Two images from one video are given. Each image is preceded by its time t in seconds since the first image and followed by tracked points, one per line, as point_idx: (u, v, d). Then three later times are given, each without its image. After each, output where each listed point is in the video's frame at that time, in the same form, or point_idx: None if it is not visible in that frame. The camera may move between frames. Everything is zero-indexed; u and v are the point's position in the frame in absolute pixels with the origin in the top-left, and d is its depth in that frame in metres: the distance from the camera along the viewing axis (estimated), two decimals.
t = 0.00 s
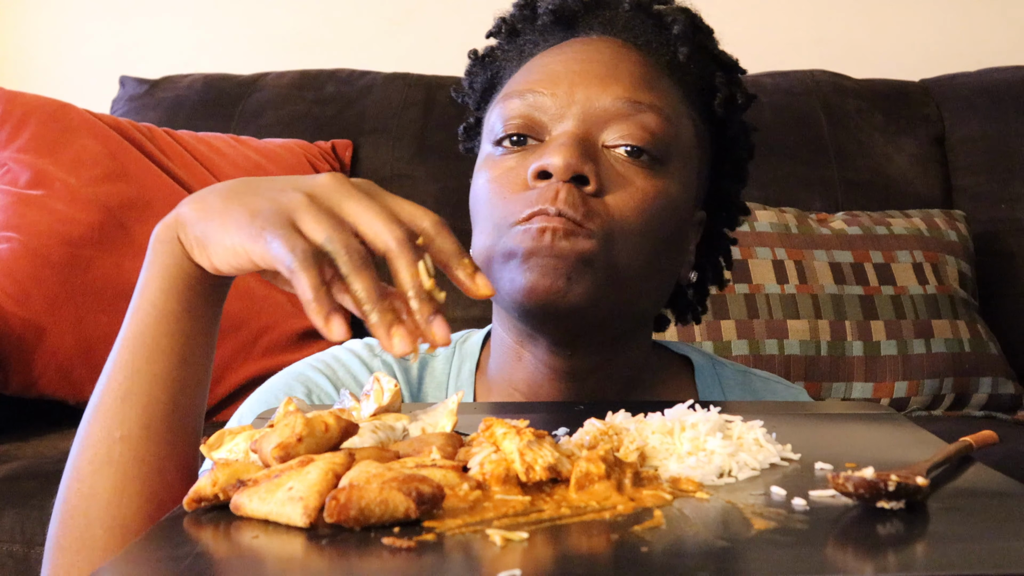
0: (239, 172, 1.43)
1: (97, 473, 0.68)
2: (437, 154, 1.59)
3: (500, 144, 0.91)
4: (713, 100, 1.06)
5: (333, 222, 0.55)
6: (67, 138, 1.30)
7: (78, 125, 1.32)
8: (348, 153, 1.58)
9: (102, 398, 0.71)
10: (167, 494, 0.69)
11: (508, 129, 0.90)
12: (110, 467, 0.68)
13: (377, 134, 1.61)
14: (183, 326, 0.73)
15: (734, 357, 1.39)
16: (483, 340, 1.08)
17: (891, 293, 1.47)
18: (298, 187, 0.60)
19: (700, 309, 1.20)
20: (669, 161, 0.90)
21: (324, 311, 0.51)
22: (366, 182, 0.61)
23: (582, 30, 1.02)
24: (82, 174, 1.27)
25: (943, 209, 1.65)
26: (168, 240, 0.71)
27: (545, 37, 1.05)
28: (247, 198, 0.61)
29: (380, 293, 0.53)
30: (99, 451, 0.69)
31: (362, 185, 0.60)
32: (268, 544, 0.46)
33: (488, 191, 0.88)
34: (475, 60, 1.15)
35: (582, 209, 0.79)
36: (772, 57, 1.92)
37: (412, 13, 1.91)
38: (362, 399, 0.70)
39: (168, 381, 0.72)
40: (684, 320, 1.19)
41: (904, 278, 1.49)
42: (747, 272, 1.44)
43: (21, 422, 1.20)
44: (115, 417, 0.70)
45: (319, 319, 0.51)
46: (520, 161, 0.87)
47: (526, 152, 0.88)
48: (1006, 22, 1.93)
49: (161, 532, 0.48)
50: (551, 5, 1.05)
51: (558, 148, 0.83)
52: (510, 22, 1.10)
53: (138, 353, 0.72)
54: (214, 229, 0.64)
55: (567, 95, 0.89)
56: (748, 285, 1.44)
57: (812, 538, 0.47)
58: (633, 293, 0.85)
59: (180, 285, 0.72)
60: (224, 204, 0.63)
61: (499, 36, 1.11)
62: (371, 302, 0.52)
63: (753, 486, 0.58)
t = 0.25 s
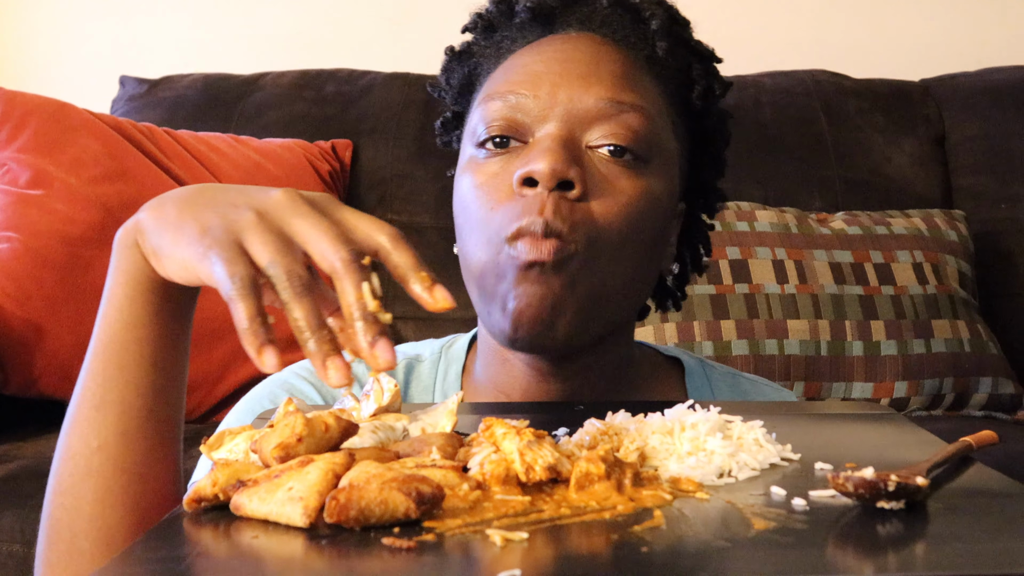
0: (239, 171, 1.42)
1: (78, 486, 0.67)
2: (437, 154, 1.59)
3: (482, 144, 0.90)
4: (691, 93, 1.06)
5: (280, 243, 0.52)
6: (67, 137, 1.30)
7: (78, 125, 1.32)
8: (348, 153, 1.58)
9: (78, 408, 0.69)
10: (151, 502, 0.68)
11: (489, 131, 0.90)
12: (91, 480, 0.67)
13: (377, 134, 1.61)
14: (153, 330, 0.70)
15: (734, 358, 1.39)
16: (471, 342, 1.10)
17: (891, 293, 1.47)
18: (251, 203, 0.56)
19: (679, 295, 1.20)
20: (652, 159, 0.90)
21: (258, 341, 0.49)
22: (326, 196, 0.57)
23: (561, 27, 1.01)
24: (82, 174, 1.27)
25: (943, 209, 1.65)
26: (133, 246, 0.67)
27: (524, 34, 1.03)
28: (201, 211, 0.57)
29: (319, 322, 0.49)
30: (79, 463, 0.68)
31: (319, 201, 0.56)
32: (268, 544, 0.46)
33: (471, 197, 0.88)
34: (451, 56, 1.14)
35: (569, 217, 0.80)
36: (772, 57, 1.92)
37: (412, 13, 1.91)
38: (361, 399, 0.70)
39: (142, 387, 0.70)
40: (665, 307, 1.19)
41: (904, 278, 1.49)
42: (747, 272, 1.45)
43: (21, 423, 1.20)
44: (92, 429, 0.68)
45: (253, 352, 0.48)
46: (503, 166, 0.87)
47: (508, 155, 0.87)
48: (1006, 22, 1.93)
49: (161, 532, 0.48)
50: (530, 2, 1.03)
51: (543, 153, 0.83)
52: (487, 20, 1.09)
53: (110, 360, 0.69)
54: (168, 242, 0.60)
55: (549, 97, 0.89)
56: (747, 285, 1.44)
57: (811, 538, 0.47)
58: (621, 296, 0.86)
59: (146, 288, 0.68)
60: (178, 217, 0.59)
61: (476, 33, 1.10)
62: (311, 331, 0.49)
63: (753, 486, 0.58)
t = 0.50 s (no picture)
0: (238, 171, 1.42)
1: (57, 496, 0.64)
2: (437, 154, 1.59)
3: (458, 150, 0.92)
4: (664, 91, 1.07)
5: (242, 246, 0.52)
6: (66, 137, 1.30)
7: (77, 125, 1.32)
8: (348, 153, 1.58)
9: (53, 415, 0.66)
10: (135, 509, 0.65)
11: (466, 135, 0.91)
12: (71, 489, 0.64)
13: (377, 134, 1.61)
14: (129, 330, 0.66)
15: (734, 358, 1.38)
16: (448, 344, 1.12)
17: (891, 293, 1.47)
18: (212, 204, 0.55)
19: (651, 283, 1.21)
20: (627, 159, 0.92)
21: (215, 352, 0.48)
22: (290, 197, 0.56)
23: (534, 27, 1.01)
24: (82, 174, 1.27)
25: (943, 209, 1.64)
26: (97, 249, 0.65)
27: (496, 36, 1.03)
28: (163, 214, 0.56)
29: (279, 331, 0.49)
30: (58, 472, 0.64)
31: (283, 201, 0.55)
32: (268, 544, 0.46)
33: (449, 201, 0.90)
34: (423, 56, 1.13)
35: (547, 223, 0.82)
36: (772, 56, 1.92)
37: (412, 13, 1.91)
38: (362, 399, 0.70)
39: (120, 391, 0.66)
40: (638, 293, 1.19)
41: (904, 278, 1.48)
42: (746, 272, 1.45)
43: (20, 423, 1.20)
44: (68, 436, 0.65)
45: (210, 363, 0.48)
46: (481, 171, 0.88)
47: (485, 160, 0.89)
48: (1007, 22, 1.93)
49: (161, 532, 0.48)
50: (502, 3, 1.03)
51: (519, 159, 0.85)
52: (458, 21, 1.08)
53: (84, 364, 0.66)
54: (130, 245, 0.59)
55: (524, 101, 0.90)
56: (747, 285, 1.44)
57: (811, 538, 0.47)
58: (602, 295, 0.88)
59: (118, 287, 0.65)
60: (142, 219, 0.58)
61: (448, 34, 1.09)
62: (272, 338, 0.49)
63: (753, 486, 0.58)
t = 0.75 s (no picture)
0: (238, 171, 1.42)
1: (46, 499, 0.64)
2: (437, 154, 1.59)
3: (432, 154, 0.92)
4: (633, 89, 1.07)
5: (211, 249, 0.51)
6: (66, 137, 1.30)
7: (77, 125, 1.32)
8: (348, 153, 1.58)
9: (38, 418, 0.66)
10: (123, 509, 0.65)
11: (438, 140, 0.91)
12: (59, 492, 0.64)
13: (377, 134, 1.61)
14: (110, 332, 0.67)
15: (734, 358, 1.38)
16: (428, 347, 1.12)
17: (891, 293, 1.47)
18: (183, 206, 0.54)
19: (624, 279, 1.20)
20: (600, 160, 0.93)
21: (181, 356, 0.47)
22: (260, 200, 0.57)
23: (503, 31, 1.00)
24: (82, 174, 1.27)
25: (943, 209, 1.64)
26: (73, 250, 0.65)
27: (466, 40, 1.02)
28: (132, 212, 0.56)
29: (248, 331, 0.48)
30: (45, 474, 0.65)
31: (253, 206, 0.55)
32: (268, 544, 0.46)
33: (425, 207, 0.90)
34: (393, 59, 1.11)
35: (522, 228, 0.83)
36: (773, 56, 1.92)
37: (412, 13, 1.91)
38: (361, 399, 0.70)
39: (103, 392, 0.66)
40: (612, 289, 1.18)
41: (904, 278, 1.48)
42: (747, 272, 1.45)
43: (20, 423, 1.20)
44: (54, 439, 0.65)
45: (176, 366, 0.47)
46: (455, 176, 0.88)
47: (459, 166, 0.89)
48: (1007, 22, 1.93)
49: (161, 533, 0.48)
50: (472, 6, 1.01)
51: (493, 164, 0.86)
52: (427, 24, 1.07)
53: (66, 367, 0.66)
54: (99, 245, 0.58)
55: (496, 105, 0.90)
56: (747, 285, 1.44)
57: (812, 538, 0.47)
58: (578, 296, 0.90)
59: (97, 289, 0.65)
60: (113, 220, 0.58)
61: (417, 37, 1.08)
62: (241, 338, 0.47)
63: (753, 486, 0.58)
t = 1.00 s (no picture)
0: (238, 171, 1.42)
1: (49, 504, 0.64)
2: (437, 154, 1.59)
3: (419, 161, 0.91)
4: (616, 86, 1.07)
5: (221, 263, 0.51)
6: (66, 137, 1.30)
7: (77, 125, 1.32)
8: (348, 153, 1.58)
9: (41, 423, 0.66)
10: (126, 514, 0.65)
11: (424, 146, 0.91)
12: (62, 497, 0.64)
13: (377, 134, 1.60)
14: (113, 337, 0.67)
15: (734, 358, 1.38)
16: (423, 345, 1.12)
17: (891, 293, 1.46)
18: (191, 219, 0.55)
19: (616, 272, 1.20)
20: (587, 160, 0.92)
21: (189, 373, 0.47)
22: (269, 212, 0.57)
23: (485, 33, 1.01)
24: (81, 174, 1.27)
25: (943, 209, 1.64)
26: (78, 255, 0.65)
27: (448, 44, 1.02)
28: (143, 220, 0.56)
29: (258, 348, 0.48)
30: (48, 480, 0.64)
31: (262, 218, 0.56)
32: (268, 545, 0.46)
33: (414, 215, 0.90)
34: (376, 62, 1.11)
35: (511, 236, 0.84)
36: (772, 56, 1.92)
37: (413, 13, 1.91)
38: (361, 399, 0.70)
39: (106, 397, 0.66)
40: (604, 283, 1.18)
41: (904, 278, 1.48)
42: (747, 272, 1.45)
43: (19, 423, 1.20)
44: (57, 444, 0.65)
45: (183, 383, 0.46)
46: (443, 183, 0.89)
47: (447, 173, 0.89)
48: (1007, 22, 1.93)
49: (162, 533, 0.48)
50: (451, 10, 1.01)
51: (480, 170, 0.86)
52: (408, 28, 1.07)
53: (70, 372, 0.66)
54: (107, 251, 0.58)
55: (481, 110, 0.90)
56: (747, 285, 1.44)
57: (812, 538, 0.47)
58: (568, 298, 0.90)
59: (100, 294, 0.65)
60: (119, 229, 0.58)
61: (399, 41, 1.08)
62: (250, 356, 0.47)
63: (753, 486, 0.58)
